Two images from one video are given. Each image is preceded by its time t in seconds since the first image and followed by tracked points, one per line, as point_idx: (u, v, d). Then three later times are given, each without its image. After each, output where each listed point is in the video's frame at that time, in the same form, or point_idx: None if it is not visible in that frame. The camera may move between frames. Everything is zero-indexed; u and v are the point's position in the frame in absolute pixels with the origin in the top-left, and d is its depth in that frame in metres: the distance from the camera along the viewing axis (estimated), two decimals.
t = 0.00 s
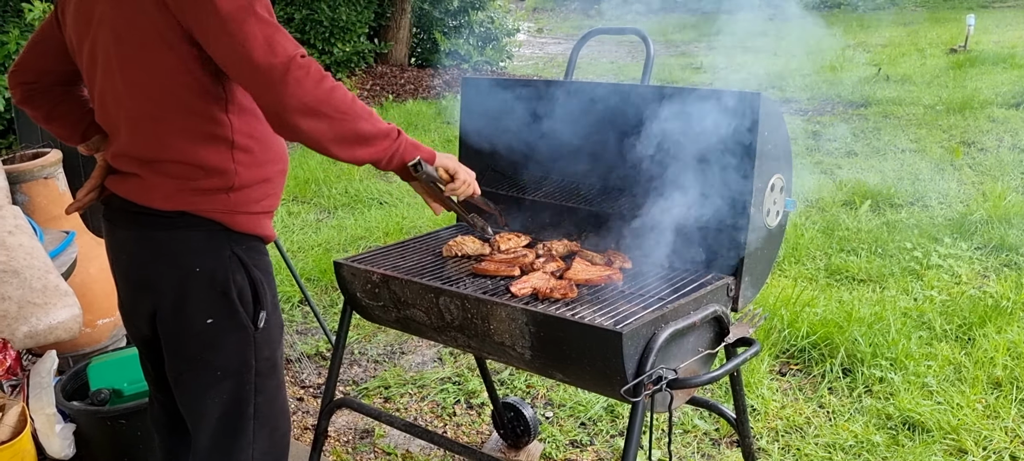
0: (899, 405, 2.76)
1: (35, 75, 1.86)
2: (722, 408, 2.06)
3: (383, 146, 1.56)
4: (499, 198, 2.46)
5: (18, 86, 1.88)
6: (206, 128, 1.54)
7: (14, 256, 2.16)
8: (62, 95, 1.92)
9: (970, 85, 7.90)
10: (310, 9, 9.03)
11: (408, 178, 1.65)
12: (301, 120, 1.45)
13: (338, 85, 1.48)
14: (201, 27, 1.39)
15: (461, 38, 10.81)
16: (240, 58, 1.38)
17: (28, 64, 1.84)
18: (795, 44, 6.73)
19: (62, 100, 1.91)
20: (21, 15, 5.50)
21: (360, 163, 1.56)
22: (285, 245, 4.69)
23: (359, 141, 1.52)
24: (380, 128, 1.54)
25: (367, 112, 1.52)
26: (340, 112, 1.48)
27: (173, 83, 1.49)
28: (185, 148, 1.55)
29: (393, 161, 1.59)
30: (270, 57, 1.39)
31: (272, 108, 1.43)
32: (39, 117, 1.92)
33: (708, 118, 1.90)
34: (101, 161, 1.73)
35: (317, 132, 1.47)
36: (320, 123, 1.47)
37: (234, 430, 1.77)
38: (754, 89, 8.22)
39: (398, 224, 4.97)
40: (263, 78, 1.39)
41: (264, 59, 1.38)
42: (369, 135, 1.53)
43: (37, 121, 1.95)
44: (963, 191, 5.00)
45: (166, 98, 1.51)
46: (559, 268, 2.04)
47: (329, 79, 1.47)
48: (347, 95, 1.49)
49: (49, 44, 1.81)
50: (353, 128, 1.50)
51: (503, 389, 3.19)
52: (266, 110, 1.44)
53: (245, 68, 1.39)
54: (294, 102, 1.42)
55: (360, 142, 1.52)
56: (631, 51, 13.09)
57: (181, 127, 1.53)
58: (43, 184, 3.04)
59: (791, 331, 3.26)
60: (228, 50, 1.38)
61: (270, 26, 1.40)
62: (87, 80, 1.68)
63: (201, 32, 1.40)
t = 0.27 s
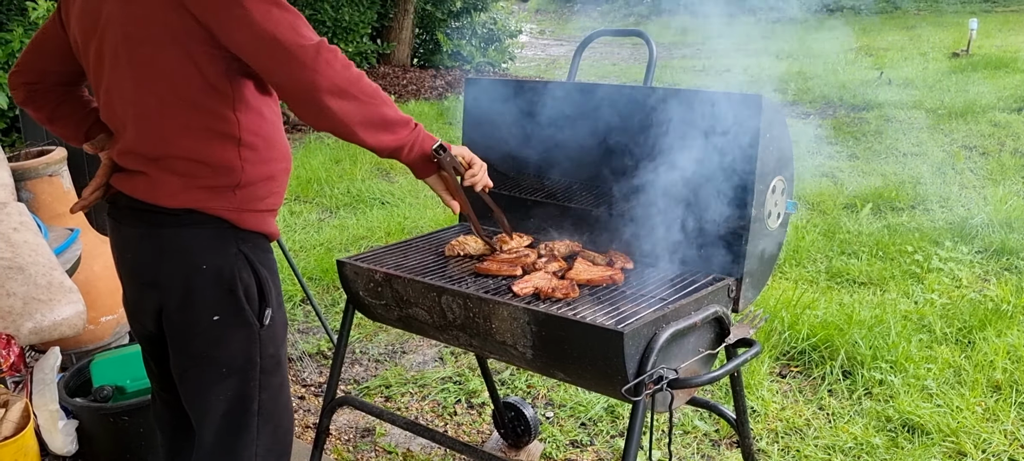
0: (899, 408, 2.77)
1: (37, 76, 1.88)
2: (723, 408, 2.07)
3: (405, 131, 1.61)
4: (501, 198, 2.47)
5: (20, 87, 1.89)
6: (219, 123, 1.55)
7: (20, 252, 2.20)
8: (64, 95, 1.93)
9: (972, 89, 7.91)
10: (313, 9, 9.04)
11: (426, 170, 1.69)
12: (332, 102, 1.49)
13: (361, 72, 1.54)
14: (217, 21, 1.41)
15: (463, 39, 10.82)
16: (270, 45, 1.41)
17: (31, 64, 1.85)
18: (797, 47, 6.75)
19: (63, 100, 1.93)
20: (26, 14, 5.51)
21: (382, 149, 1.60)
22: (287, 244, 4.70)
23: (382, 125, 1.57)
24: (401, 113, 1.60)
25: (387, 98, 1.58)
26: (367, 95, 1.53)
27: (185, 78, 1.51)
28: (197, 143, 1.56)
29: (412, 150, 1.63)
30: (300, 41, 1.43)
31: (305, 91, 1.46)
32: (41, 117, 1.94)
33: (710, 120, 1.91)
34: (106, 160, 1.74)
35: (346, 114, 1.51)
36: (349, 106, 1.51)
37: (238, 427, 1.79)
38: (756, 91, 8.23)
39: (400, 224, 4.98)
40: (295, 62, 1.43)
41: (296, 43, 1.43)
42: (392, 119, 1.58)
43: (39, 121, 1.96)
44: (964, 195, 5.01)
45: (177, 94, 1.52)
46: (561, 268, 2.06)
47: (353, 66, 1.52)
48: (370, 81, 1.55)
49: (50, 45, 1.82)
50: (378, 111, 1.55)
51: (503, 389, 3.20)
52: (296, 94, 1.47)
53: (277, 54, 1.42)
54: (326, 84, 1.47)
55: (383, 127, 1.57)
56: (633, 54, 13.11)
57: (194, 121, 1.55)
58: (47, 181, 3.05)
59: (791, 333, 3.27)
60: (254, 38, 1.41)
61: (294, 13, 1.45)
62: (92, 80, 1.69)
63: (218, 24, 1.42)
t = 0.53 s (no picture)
0: (899, 410, 2.77)
1: (40, 76, 1.89)
2: (724, 409, 2.07)
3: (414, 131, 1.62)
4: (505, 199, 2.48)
5: (23, 87, 1.90)
6: (227, 121, 1.57)
7: (25, 249, 2.21)
8: (68, 95, 1.95)
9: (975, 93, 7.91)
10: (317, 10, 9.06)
11: (431, 172, 1.70)
12: (344, 100, 1.50)
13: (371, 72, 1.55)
14: (226, 19, 1.43)
15: (466, 40, 10.84)
16: (282, 42, 1.43)
17: (35, 64, 1.86)
18: (800, 50, 6.75)
19: (68, 100, 1.95)
20: (31, 13, 5.53)
21: (391, 150, 1.60)
22: (290, 243, 4.71)
23: (392, 125, 1.58)
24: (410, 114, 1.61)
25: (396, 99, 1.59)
26: (377, 95, 1.55)
27: (194, 76, 1.52)
28: (204, 141, 1.57)
29: (417, 152, 1.65)
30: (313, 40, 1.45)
31: (318, 89, 1.47)
32: (45, 117, 1.95)
33: (713, 122, 1.92)
34: (111, 159, 1.75)
35: (358, 113, 1.52)
36: (361, 105, 1.52)
37: (243, 424, 1.80)
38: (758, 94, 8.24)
39: (402, 225, 4.99)
40: (308, 60, 1.45)
41: (309, 41, 1.44)
42: (402, 120, 1.59)
43: (43, 121, 1.98)
44: (966, 200, 5.01)
45: (186, 92, 1.54)
46: (563, 268, 2.07)
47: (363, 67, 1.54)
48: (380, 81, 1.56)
49: (55, 45, 1.84)
50: (388, 111, 1.56)
51: (505, 390, 3.21)
52: (308, 92, 1.48)
53: (289, 52, 1.44)
54: (339, 82, 1.48)
55: (393, 127, 1.58)
56: (635, 56, 13.12)
57: (202, 120, 1.56)
58: (52, 180, 3.06)
59: (793, 335, 3.27)
60: (267, 36, 1.43)
61: (305, 13, 1.47)
62: (98, 80, 1.70)
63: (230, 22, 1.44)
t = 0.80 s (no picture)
0: (900, 413, 2.77)
1: (44, 76, 1.90)
2: (724, 411, 2.08)
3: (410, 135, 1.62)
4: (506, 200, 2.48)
5: (27, 88, 1.91)
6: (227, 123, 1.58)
7: (28, 249, 2.23)
8: (72, 94, 1.96)
9: (977, 96, 7.90)
10: (320, 11, 9.08)
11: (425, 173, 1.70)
12: (338, 106, 1.51)
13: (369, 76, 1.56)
14: (224, 22, 1.44)
15: (469, 42, 10.85)
16: (278, 48, 1.44)
17: (38, 65, 1.87)
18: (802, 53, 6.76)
19: (72, 100, 1.96)
20: (35, 13, 5.55)
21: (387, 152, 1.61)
22: (292, 244, 4.72)
23: (388, 130, 1.58)
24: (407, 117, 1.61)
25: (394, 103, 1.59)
26: (372, 99, 1.55)
27: (193, 78, 1.53)
28: (204, 143, 1.58)
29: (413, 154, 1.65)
30: (308, 46, 1.46)
31: (313, 95, 1.48)
32: (49, 117, 1.96)
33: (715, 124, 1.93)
34: (115, 159, 1.76)
35: (352, 119, 1.53)
36: (355, 110, 1.53)
37: (243, 423, 1.80)
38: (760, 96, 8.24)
39: (404, 226, 5.00)
40: (303, 66, 1.46)
41: (305, 47, 1.45)
42: (398, 124, 1.59)
43: (47, 121, 1.99)
44: (968, 203, 5.01)
45: (186, 94, 1.55)
46: (564, 269, 2.07)
47: (360, 70, 1.54)
48: (378, 85, 1.56)
49: (58, 46, 1.85)
50: (383, 116, 1.56)
51: (505, 390, 3.22)
52: (303, 97, 1.49)
53: (285, 57, 1.44)
54: (333, 88, 1.49)
55: (389, 131, 1.58)
56: (638, 58, 13.12)
57: (201, 121, 1.57)
58: (56, 179, 3.07)
59: (794, 338, 3.27)
60: (263, 41, 1.43)
61: (302, 18, 1.48)
62: (100, 80, 1.71)
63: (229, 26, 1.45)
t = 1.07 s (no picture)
0: (900, 414, 2.77)
1: (46, 78, 1.91)
2: (724, 411, 2.08)
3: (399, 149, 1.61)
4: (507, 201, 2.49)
5: (29, 89, 1.92)
6: (226, 125, 1.59)
7: (31, 249, 2.24)
8: (73, 96, 1.97)
9: (980, 98, 7.89)
10: (322, 12, 9.10)
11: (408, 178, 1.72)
12: (323, 121, 1.51)
13: (361, 88, 1.53)
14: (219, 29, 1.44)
15: (471, 43, 10.85)
16: (267, 60, 1.44)
17: (40, 67, 1.88)
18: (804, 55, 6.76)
19: (73, 102, 1.97)
20: (38, 14, 5.57)
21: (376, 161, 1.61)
22: (294, 245, 4.73)
23: (376, 144, 1.57)
24: (398, 132, 1.59)
25: (385, 116, 1.57)
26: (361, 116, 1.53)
27: (192, 81, 1.54)
28: (201, 145, 1.59)
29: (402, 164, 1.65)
30: (296, 58, 1.45)
31: (298, 108, 1.49)
32: (51, 119, 1.97)
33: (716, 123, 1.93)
34: (117, 160, 1.77)
35: (336, 133, 1.53)
36: (341, 125, 1.53)
37: (245, 423, 1.81)
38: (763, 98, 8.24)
39: (406, 227, 5.00)
40: (290, 79, 1.45)
41: (292, 60, 1.45)
42: (388, 137, 1.57)
43: (48, 122, 2.00)
44: (970, 204, 5.01)
45: (185, 97, 1.55)
46: (564, 270, 2.08)
47: (352, 83, 1.52)
48: (370, 98, 1.54)
49: (59, 47, 1.86)
50: (371, 131, 1.55)
51: (507, 391, 3.22)
52: (289, 109, 1.50)
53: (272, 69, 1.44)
54: (318, 103, 1.48)
55: (378, 144, 1.57)
56: (640, 60, 13.12)
57: (199, 124, 1.58)
58: (58, 180, 3.08)
59: (795, 339, 3.28)
60: (254, 51, 1.44)
61: (295, 29, 1.47)
62: (103, 81, 1.72)
63: (223, 33, 1.45)
